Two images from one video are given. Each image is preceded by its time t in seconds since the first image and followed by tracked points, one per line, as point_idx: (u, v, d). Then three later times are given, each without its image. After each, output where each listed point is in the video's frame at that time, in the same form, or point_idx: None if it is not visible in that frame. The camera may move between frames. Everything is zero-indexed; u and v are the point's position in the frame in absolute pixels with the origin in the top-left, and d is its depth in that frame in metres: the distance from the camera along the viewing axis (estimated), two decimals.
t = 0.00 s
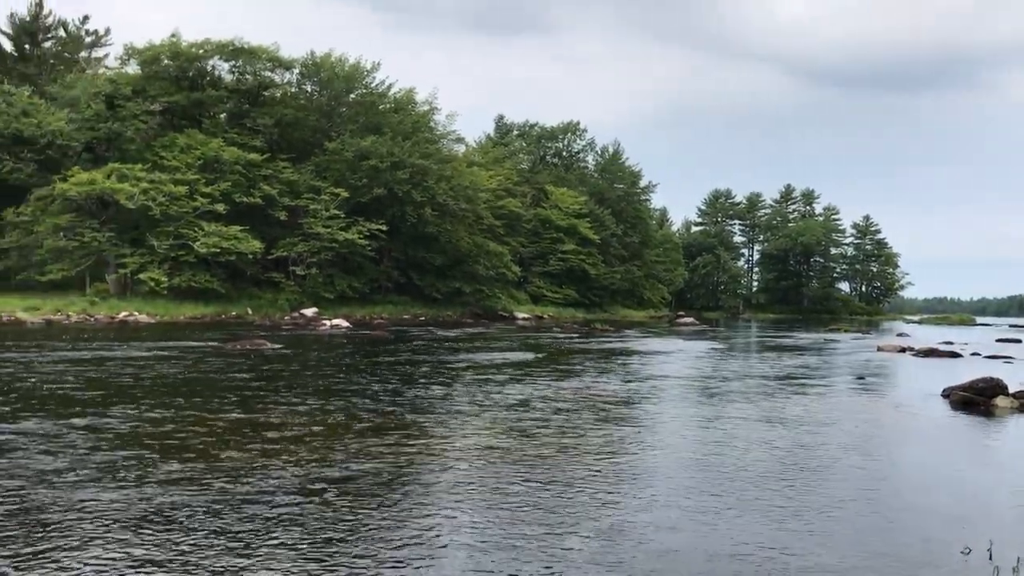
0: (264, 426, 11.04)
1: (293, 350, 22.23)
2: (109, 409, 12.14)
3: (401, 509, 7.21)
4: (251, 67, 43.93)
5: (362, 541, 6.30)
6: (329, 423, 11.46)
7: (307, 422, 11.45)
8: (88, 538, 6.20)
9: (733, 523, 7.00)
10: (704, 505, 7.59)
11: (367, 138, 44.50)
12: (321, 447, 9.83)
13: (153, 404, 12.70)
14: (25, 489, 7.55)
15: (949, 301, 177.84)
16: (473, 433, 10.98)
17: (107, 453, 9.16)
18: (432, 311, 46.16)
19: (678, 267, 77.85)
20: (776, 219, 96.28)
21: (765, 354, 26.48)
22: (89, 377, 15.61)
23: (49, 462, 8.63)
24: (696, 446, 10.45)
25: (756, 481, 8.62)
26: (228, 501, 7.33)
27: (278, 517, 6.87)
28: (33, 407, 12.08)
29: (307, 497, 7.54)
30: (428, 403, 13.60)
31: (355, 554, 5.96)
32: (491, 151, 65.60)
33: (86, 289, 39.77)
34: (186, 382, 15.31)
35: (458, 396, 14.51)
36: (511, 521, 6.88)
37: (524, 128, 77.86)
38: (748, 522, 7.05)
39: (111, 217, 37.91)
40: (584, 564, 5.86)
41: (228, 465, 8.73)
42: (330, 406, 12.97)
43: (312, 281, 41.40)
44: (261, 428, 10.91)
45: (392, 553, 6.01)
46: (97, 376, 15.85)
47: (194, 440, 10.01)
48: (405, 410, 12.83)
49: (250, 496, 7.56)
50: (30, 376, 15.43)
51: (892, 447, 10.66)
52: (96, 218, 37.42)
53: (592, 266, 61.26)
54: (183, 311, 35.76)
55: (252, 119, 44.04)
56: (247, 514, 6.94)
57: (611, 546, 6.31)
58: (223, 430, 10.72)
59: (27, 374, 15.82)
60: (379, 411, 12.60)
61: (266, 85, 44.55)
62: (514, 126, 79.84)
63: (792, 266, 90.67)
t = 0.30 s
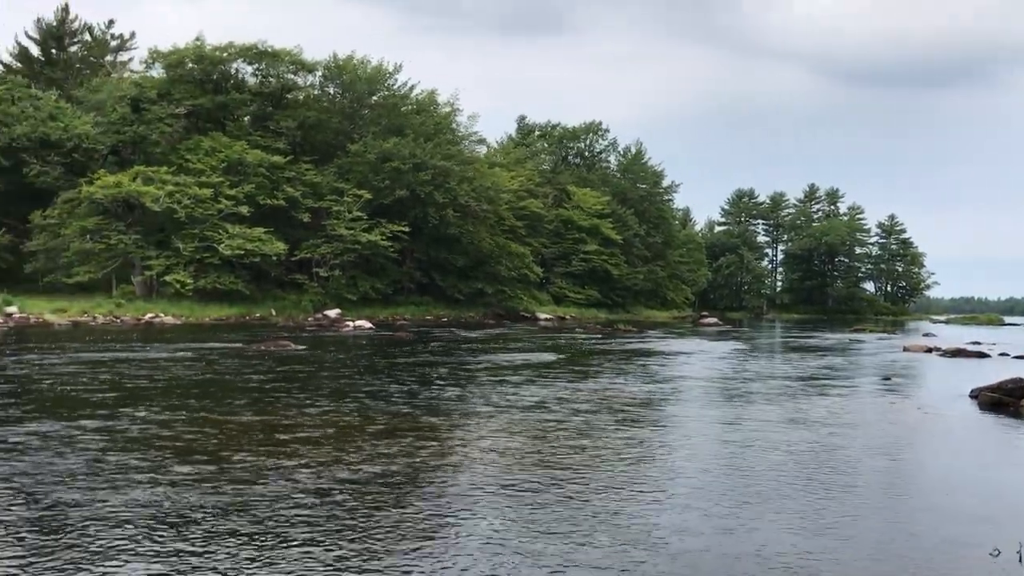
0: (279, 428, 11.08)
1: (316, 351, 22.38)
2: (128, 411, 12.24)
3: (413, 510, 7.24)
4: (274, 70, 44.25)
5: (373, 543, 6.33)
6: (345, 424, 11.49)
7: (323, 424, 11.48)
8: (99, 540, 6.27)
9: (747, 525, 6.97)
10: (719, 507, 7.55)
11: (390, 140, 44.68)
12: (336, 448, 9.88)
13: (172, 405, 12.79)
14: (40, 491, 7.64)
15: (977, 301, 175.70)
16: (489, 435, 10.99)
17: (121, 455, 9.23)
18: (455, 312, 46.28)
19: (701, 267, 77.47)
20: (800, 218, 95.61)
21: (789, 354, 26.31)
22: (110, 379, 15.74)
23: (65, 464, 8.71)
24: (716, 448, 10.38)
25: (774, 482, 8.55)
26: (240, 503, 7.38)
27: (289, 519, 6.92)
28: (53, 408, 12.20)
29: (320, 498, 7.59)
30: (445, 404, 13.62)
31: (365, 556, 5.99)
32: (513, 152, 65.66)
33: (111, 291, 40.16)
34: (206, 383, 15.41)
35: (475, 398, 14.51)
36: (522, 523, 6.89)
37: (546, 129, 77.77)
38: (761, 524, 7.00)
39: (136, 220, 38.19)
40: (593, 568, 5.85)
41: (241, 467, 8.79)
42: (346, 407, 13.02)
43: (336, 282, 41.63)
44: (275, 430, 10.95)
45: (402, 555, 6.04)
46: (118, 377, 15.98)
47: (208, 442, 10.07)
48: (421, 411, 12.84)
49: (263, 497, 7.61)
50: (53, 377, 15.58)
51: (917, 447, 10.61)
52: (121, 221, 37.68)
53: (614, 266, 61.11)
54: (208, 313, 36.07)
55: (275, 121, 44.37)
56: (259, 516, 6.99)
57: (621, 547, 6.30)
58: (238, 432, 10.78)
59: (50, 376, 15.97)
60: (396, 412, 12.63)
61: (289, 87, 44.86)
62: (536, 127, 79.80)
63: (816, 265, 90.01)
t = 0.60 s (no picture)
0: (295, 428, 11.09)
1: (338, 351, 22.46)
2: (146, 411, 12.31)
3: (430, 511, 7.23)
4: (296, 71, 44.49)
5: (391, 545, 6.32)
6: (360, 424, 11.49)
7: (339, 423, 11.49)
8: (115, 542, 6.29)
9: (771, 527, 6.90)
10: (746, 509, 7.46)
11: (411, 140, 44.78)
12: (352, 448, 9.88)
13: (190, 405, 12.86)
14: (53, 492, 7.67)
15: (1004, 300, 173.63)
16: (508, 434, 10.95)
17: (136, 456, 9.27)
18: (476, 312, 46.31)
19: (723, 265, 77.05)
20: (824, 216, 94.92)
21: (813, 353, 26.08)
22: (130, 379, 15.83)
23: (80, 465, 8.76)
24: (744, 448, 10.27)
25: (803, 483, 8.45)
26: (253, 504, 7.40)
27: (309, 521, 6.92)
28: (71, 409, 12.28)
29: (341, 498, 7.61)
30: (463, 403, 13.61)
31: (384, 558, 5.99)
32: (534, 151, 65.64)
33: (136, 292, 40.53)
34: (225, 383, 15.48)
35: (493, 397, 14.48)
36: (547, 524, 6.88)
37: (568, 127, 77.64)
38: (786, 526, 6.92)
39: (160, 221, 38.53)
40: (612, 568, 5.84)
41: (255, 467, 8.80)
42: (367, 407, 13.04)
43: (357, 282, 41.78)
44: (290, 430, 10.97)
45: (420, 557, 6.04)
46: (137, 377, 16.06)
47: (229, 443, 10.12)
48: (439, 410, 12.84)
49: (278, 498, 7.63)
50: (73, 378, 15.69)
51: (943, 447, 10.49)
52: (145, 221, 38.02)
53: (636, 265, 60.93)
54: (232, 313, 36.36)
55: (297, 122, 44.61)
56: (273, 518, 6.99)
57: (642, 551, 6.24)
58: (256, 433, 10.79)
59: (71, 376, 16.10)
60: (416, 412, 12.64)
61: (311, 88, 45.07)
62: (557, 126, 79.70)
63: (840, 263, 89.34)
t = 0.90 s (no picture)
0: (308, 427, 11.08)
1: (358, 349, 22.54)
2: (161, 409, 12.34)
3: (442, 512, 7.22)
4: (316, 70, 44.69)
5: (402, 545, 6.32)
6: (374, 423, 11.49)
7: (353, 422, 11.49)
8: (124, 542, 6.31)
9: (787, 528, 6.84)
10: (762, 509, 7.39)
11: (430, 138, 44.84)
12: (366, 448, 9.88)
13: (206, 403, 12.89)
14: (63, 492, 7.70)
15: None
16: (523, 433, 10.91)
17: (148, 456, 9.28)
18: (496, 310, 46.34)
19: (744, 263, 76.66)
20: (845, 213, 94.26)
21: (834, 351, 25.90)
22: (146, 378, 15.89)
23: (92, 465, 8.78)
24: (764, 447, 10.17)
25: (822, 483, 8.36)
26: (263, 504, 7.41)
27: (328, 519, 6.98)
28: (91, 407, 12.38)
29: (360, 497, 7.67)
30: (479, 402, 13.58)
31: (395, 559, 5.98)
32: (553, 149, 65.54)
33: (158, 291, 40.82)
34: (240, 382, 15.50)
35: (509, 395, 14.44)
36: (569, 523, 6.91)
37: (587, 125, 77.47)
38: (802, 528, 6.84)
39: (182, 220, 38.82)
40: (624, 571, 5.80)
41: (267, 467, 8.81)
42: (386, 405, 13.06)
43: (377, 281, 41.91)
44: (303, 429, 10.97)
45: (430, 557, 6.03)
46: (155, 376, 16.15)
47: (250, 440, 10.21)
48: (454, 409, 12.82)
49: (289, 497, 7.64)
50: (90, 377, 15.76)
51: (967, 446, 10.42)
52: (167, 221, 38.31)
53: (656, 263, 60.77)
54: (254, 311, 36.57)
55: (317, 121, 44.80)
56: (284, 518, 7.00)
57: (660, 551, 6.23)
58: (276, 430, 10.87)
59: (89, 375, 16.18)
60: (435, 410, 12.64)
61: (330, 87, 45.24)
62: (576, 123, 79.49)
63: (862, 261, 88.71)
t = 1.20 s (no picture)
0: (331, 425, 11.14)
1: (381, 348, 22.62)
2: (178, 408, 12.37)
3: (460, 511, 7.24)
4: (339, 70, 44.90)
5: (418, 545, 6.32)
6: (398, 421, 11.53)
7: (369, 421, 11.47)
8: (136, 543, 6.33)
9: (808, 530, 6.76)
10: (784, 511, 7.30)
11: (453, 138, 44.88)
12: (381, 447, 9.87)
13: (222, 402, 12.92)
14: (83, 491, 7.78)
15: None
16: (540, 433, 10.84)
17: (162, 456, 9.29)
18: (518, 308, 46.35)
19: (768, 261, 76.16)
20: (871, 210, 93.45)
21: (860, 350, 25.68)
22: (165, 376, 15.95)
23: (113, 464, 8.87)
24: (788, 447, 10.06)
25: (845, 484, 8.25)
26: (276, 504, 7.40)
27: (350, 517, 7.02)
28: (117, 406, 12.50)
29: (382, 495, 7.71)
30: (496, 401, 13.52)
31: (417, 558, 6.02)
32: (575, 147, 65.40)
33: (183, 290, 41.20)
34: (258, 380, 15.52)
35: (527, 395, 14.37)
36: (590, 522, 6.91)
37: (610, 123, 77.23)
38: (825, 528, 6.82)
39: (207, 220, 39.13)
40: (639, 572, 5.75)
41: (280, 466, 8.81)
42: (409, 404, 13.09)
43: (400, 280, 42.03)
44: (318, 428, 10.96)
45: (445, 558, 6.02)
46: (180, 374, 16.27)
47: (273, 438, 10.27)
48: (471, 408, 12.77)
49: (303, 497, 7.64)
50: (110, 376, 15.85)
51: (994, 446, 10.30)
52: (192, 220, 38.64)
53: (679, 261, 60.53)
54: (278, 310, 36.79)
55: (340, 121, 44.97)
56: (298, 517, 7.01)
57: (681, 550, 6.23)
58: (299, 428, 10.92)
59: (111, 373, 16.30)
60: (458, 409, 12.65)
61: (354, 87, 45.43)
62: (599, 122, 79.27)
63: (888, 258, 87.89)
